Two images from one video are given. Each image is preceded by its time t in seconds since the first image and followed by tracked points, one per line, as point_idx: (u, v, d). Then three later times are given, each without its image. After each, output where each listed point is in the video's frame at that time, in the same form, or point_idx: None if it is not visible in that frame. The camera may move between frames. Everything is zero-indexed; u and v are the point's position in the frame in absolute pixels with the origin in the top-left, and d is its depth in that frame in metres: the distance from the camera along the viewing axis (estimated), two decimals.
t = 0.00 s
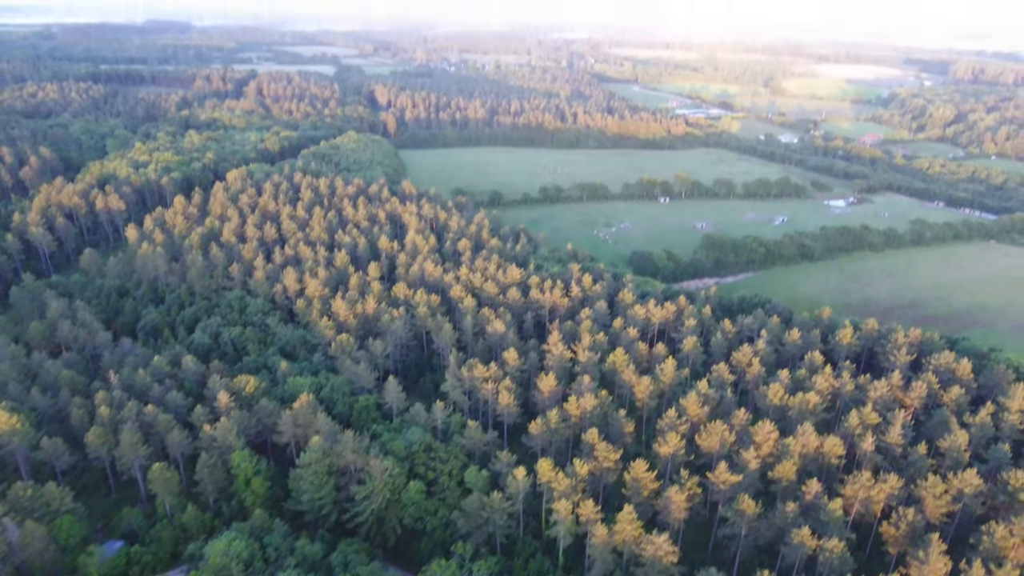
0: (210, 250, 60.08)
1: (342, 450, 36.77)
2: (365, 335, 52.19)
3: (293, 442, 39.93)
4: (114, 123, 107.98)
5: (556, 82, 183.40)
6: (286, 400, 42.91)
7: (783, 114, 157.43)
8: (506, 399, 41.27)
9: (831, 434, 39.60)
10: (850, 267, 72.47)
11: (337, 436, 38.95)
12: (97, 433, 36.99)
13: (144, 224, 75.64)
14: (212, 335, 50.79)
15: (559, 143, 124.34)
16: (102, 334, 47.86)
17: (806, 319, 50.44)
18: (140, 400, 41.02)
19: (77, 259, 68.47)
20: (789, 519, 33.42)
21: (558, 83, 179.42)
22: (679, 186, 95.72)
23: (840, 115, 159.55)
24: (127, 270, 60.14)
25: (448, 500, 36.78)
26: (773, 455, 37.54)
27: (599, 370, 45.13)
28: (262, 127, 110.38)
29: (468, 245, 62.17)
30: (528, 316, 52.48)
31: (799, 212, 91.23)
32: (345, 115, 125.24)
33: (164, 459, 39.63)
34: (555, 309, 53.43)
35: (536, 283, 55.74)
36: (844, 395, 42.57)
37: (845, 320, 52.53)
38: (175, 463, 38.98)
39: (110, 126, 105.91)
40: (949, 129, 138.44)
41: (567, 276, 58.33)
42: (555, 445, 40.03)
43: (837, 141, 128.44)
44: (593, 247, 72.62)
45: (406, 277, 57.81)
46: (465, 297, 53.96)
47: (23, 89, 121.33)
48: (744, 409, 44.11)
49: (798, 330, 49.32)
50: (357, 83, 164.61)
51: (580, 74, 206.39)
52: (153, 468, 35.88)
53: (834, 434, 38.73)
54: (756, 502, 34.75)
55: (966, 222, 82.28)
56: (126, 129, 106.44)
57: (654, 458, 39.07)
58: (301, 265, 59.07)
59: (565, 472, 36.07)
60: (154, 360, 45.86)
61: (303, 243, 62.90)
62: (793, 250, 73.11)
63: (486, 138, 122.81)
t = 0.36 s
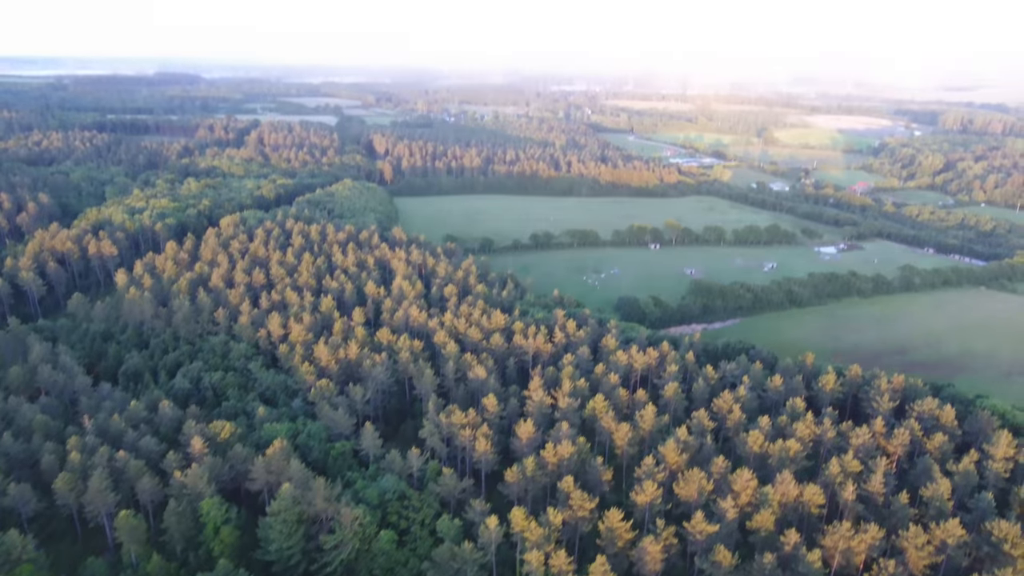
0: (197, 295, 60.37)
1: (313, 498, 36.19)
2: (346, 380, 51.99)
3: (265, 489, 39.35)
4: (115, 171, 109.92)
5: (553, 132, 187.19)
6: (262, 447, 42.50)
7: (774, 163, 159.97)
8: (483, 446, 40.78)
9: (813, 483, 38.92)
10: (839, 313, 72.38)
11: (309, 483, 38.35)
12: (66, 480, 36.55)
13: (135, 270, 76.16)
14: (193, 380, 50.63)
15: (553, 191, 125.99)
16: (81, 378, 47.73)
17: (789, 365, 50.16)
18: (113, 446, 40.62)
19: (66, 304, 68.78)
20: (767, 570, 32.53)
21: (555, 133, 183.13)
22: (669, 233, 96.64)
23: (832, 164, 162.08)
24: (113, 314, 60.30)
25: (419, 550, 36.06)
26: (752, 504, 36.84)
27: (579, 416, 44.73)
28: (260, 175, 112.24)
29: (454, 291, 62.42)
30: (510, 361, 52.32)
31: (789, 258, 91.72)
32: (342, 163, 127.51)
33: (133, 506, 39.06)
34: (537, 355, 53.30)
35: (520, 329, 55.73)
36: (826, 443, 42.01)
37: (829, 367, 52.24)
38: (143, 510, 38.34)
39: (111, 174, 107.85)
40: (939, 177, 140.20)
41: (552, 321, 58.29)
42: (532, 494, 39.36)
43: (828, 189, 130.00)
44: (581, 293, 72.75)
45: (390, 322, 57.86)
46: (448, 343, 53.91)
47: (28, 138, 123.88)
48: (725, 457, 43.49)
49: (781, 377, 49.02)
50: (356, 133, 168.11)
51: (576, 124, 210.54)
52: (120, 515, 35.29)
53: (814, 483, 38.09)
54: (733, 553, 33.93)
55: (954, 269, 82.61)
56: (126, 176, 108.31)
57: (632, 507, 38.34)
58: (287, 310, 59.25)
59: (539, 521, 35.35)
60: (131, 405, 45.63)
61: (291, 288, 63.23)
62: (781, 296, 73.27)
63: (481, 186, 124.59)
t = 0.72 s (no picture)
0: (186, 339, 60.51)
1: (285, 547, 35.47)
2: (330, 427, 51.59)
3: (239, 537, 38.63)
4: (118, 217, 111.87)
5: (553, 180, 190.18)
6: (239, 493, 41.93)
7: (772, 211, 161.50)
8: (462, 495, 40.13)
9: (799, 535, 37.97)
10: (833, 360, 71.83)
11: (284, 532, 37.65)
12: (37, 527, 36.01)
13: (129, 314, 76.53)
14: (176, 425, 50.34)
15: (551, 238, 127.22)
16: (64, 422, 47.48)
17: (778, 413, 49.59)
18: (88, 492, 40.14)
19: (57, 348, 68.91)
20: None
21: (554, 182, 186.07)
22: (664, 280, 97.08)
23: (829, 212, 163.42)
24: (103, 359, 60.33)
25: None
26: (735, 557, 35.89)
27: (562, 465, 44.14)
28: (260, 222, 113.90)
29: (443, 337, 62.45)
30: (496, 408, 51.93)
31: (784, 305, 91.61)
32: (342, 211, 129.47)
33: (104, 554, 38.33)
34: (524, 402, 52.91)
35: (507, 376, 55.48)
36: (814, 493, 41.13)
37: (819, 415, 51.61)
38: (114, 559, 37.58)
39: (114, 220, 109.73)
40: (935, 225, 141.06)
41: (540, 368, 58.06)
42: (511, 544, 38.50)
43: (825, 237, 130.78)
44: (573, 339, 72.59)
45: (378, 368, 57.75)
46: (434, 389, 53.62)
47: (36, 185, 126.58)
48: (711, 507, 42.62)
49: (769, 425, 48.43)
50: (359, 182, 171.30)
51: (577, 173, 213.97)
52: (88, 564, 34.57)
53: (800, 535, 37.14)
54: None
55: (950, 316, 82.23)
56: (129, 222, 110.10)
57: (612, 560, 37.42)
58: (275, 355, 59.25)
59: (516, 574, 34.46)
60: (111, 450, 45.27)
61: (281, 334, 63.38)
62: (774, 343, 72.96)
63: (479, 234, 125.96)
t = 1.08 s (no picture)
0: (201, 394, 61.29)
1: None
2: (336, 485, 51.17)
3: None
4: (151, 272, 115.73)
5: (576, 240, 192.00)
6: (238, 551, 41.54)
7: (797, 272, 159.89)
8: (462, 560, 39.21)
9: None
10: (858, 425, 69.42)
11: None
12: None
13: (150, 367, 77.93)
14: (184, 479, 50.47)
15: (571, 297, 127.47)
16: (74, 473, 47.96)
17: (795, 480, 47.81)
18: (89, 546, 40.15)
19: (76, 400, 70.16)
20: None
21: (577, 242, 187.73)
22: (684, 340, 95.93)
23: (857, 273, 161.23)
24: (119, 411, 61.23)
25: None
26: None
27: (567, 531, 43.01)
28: (286, 278, 116.54)
29: (455, 395, 62.13)
30: (504, 470, 51.14)
31: (808, 367, 89.34)
32: (366, 268, 132.05)
33: None
34: (532, 464, 52.01)
35: (517, 436, 54.76)
36: (830, 566, 39.06)
37: (839, 483, 49.59)
38: None
39: (147, 275, 113.50)
40: (966, 287, 138.08)
41: (551, 428, 57.14)
42: None
43: (851, 298, 128.69)
44: (588, 400, 71.53)
45: (387, 426, 57.50)
46: (441, 449, 53.08)
47: (77, 241, 132.18)
48: None
49: (785, 492, 46.62)
50: (386, 240, 175.19)
51: (600, 233, 215.86)
52: None
53: None
54: None
55: (983, 380, 79.17)
56: (160, 277, 113.66)
57: None
58: (287, 411, 59.50)
59: None
60: (116, 503, 45.42)
61: (294, 389, 63.81)
62: (795, 407, 70.89)
63: (500, 292, 126.90)
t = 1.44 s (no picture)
0: (225, 448, 62.11)
1: None
2: (350, 544, 50.58)
3: None
4: (192, 329, 119.66)
5: (609, 302, 191.48)
6: None
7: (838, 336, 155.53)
8: None
9: None
10: (899, 497, 65.73)
11: None
12: None
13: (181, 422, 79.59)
14: (201, 533, 50.69)
15: (602, 359, 126.30)
16: (95, 524, 48.76)
17: (825, 553, 45.36)
18: None
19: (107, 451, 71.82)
20: None
21: (611, 304, 187.23)
22: (715, 405, 93.53)
23: (901, 337, 155.94)
24: (146, 463, 62.41)
25: None
26: None
27: None
28: (319, 337, 118.97)
29: (474, 455, 61.40)
30: (520, 533, 49.89)
31: (847, 435, 85.63)
32: (399, 328, 133.99)
33: None
34: (550, 528, 50.65)
35: (535, 498, 53.57)
36: None
37: (874, 559, 46.79)
38: None
39: (187, 331, 117.38)
40: (1019, 353, 131.81)
41: (571, 491, 55.70)
42: None
43: (894, 363, 124.22)
44: (612, 464, 69.77)
45: (405, 485, 56.98)
46: (458, 510, 52.21)
47: (125, 299, 138.07)
48: None
49: (814, 566, 44.26)
50: (420, 301, 177.94)
51: (634, 295, 214.97)
52: None
53: None
54: None
55: None
56: (200, 334, 117.32)
57: None
58: (307, 467, 59.67)
59: None
60: (132, 555, 45.79)
61: (316, 446, 64.07)
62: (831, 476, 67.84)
63: (530, 353, 126.68)
